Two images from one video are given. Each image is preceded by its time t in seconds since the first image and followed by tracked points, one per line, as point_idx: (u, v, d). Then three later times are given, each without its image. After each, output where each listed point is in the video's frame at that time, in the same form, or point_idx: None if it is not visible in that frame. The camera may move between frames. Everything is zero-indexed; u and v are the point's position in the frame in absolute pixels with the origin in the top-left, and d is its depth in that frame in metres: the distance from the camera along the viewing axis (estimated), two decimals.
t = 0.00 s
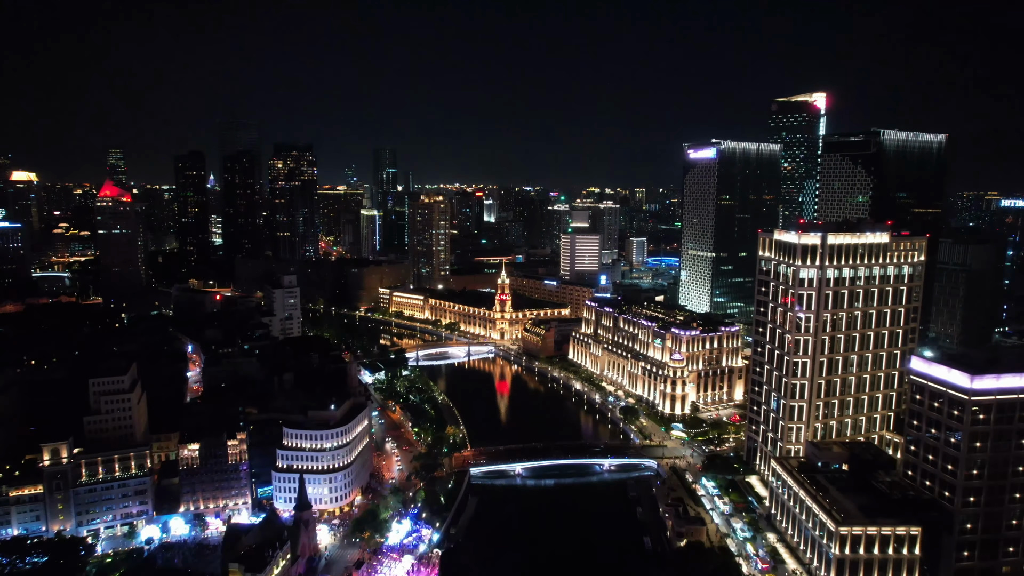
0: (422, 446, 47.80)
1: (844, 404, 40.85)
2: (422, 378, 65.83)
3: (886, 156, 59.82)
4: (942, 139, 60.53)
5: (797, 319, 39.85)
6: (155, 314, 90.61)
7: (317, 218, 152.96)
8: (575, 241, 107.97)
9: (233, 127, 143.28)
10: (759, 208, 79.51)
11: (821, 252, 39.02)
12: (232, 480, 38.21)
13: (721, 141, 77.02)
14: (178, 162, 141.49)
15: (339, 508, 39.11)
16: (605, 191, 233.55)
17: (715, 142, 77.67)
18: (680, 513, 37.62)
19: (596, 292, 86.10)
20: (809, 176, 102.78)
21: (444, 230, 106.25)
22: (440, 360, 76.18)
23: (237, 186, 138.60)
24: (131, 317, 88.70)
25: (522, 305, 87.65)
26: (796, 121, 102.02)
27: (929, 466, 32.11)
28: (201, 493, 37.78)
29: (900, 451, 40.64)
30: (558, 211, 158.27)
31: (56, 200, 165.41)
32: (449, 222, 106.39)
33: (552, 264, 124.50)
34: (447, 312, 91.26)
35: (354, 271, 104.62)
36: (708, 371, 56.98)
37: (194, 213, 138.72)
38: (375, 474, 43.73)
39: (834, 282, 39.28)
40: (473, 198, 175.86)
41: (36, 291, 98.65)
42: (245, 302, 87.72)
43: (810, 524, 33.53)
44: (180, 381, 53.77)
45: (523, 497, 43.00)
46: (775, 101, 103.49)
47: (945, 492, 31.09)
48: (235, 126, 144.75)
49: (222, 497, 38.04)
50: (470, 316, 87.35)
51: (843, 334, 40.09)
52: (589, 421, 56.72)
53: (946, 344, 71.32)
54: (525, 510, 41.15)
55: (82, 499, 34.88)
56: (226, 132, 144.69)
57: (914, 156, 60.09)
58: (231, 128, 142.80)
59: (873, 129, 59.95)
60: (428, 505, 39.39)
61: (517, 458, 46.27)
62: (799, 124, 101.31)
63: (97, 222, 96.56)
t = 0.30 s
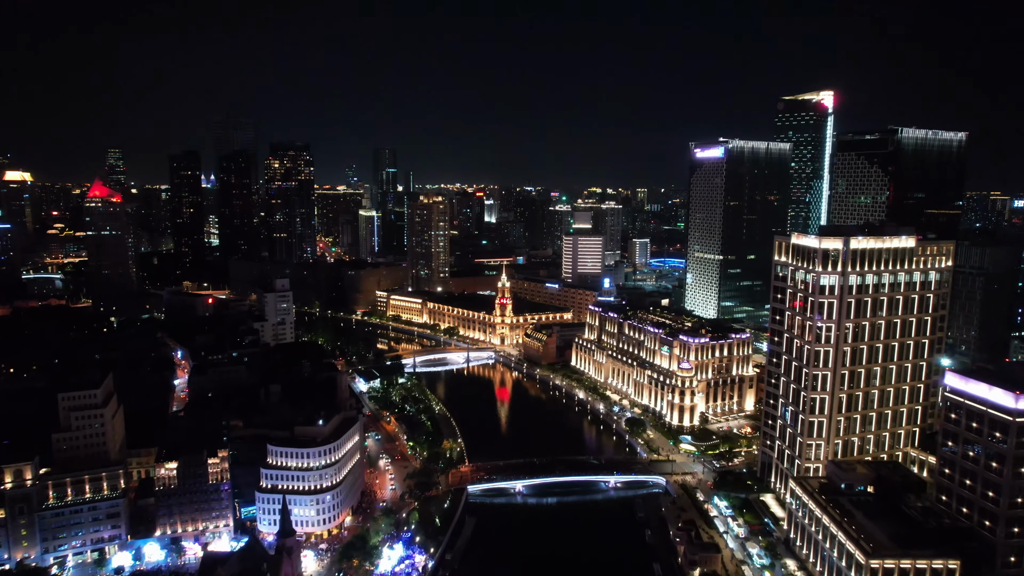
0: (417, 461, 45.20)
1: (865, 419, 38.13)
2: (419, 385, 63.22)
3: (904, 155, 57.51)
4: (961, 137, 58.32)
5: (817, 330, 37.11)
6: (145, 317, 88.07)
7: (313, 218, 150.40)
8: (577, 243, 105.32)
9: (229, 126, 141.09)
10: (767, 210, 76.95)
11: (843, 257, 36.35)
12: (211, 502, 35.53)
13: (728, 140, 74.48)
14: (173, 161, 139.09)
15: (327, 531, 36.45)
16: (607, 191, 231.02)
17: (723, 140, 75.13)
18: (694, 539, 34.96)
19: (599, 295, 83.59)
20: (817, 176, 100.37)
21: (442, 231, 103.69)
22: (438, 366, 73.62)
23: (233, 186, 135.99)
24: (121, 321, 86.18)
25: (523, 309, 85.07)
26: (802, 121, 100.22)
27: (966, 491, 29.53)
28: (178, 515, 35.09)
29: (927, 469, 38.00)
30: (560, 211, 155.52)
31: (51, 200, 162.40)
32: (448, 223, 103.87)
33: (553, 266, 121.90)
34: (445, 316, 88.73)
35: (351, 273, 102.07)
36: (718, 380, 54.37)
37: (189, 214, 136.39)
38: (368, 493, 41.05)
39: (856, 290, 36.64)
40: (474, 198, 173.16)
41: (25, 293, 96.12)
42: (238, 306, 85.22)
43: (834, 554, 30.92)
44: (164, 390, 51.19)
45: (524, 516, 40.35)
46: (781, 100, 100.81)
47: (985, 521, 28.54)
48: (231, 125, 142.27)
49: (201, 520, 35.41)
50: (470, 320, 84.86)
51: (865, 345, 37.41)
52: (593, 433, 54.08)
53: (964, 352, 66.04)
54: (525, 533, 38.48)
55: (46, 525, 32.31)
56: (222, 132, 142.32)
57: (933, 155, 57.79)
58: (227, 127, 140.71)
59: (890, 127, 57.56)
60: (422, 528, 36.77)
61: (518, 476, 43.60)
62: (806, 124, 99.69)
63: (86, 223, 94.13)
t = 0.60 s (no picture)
0: (411, 479, 42.44)
1: (893, 438, 35.28)
2: (415, 394, 60.45)
3: (926, 153, 55.63)
4: (984, 134, 56.82)
5: (841, 342, 34.26)
6: (134, 322, 85.23)
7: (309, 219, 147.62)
8: (579, 245, 102.54)
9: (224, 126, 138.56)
10: (776, 210, 74.18)
11: (870, 264, 33.50)
12: (185, 528, 32.75)
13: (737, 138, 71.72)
14: (167, 161, 136.45)
15: (312, 559, 33.55)
16: (609, 192, 228.22)
17: (731, 139, 72.34)
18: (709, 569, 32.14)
19: (603, 300, 80.82)
20: (826, 177, 97.99)
21: (441, 233, 100.96)
22: (436, 373, 70.84)
23: (227, 187, 133.11)
24: (108, 325, 83.52)
25: (523, 313, 82.31)
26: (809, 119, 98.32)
27: (1015, 524, 26.81)
28: (150, 543, 32.39)
29: (961, 493, 35.10)
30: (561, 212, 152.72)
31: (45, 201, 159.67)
32: (447, 225, 101.06)
33: (555, 268, 119.17)
34: (444, 320, 86.00)
35: (347, 276, 99.37)
36: (729, 391, 51.62)
37: (183, 214, 133.72)
38: (358, 515, 38.28)
39: (884, 299, 33.85)
40: (474, 198, 170.35)
41: (11, 297, 93.41)
42: (229, 309, 82.52)
43: None
44: (144, 402, 48.48)
45: (525, 541, 37.53)
46: (787, 98, 98.70)
47: None
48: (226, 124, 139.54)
49: (175, 548, 32.62)
50: (469, 325, 82.15)
51: (893, 358, 34.62)
52: (598, 446, 51.22)
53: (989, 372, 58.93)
54: (526, 560, 35.64)
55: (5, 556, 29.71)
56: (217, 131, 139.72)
57: (955, 153, 56.28)
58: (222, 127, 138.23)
59: (911, 124, 55.53)
60: (417, 556, 33.97)
61: (518, 495, 40.82)
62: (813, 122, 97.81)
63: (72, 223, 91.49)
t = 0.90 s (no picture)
0: (405, 498, 39.80)
1: (923, 459, 32.62)
2: (411, 403, 57.83)
3: (949, 152, 53.51)
4: (1007, 131, 54.68)
5: (869, 355, 31.61)
6: (123, 326, 82.46)
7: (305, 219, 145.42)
8: (582, 247, 99.87)
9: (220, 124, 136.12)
10: (787, 211, 71.49)
11: (900, 271, 30.85)
12: (156, 558, 31.43)
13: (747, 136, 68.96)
14: (160, 160, 134.12)
15: None
16: (611, 192, 225.58)
17: (741, 137, 69.57)
18: None
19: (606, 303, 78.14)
20: (834, 177, 95.63)
21: (440, 234, 98.41)
22: (433, 380, 68.17)
23: (222, 186, 130.46)
24: (96, 329, 81.03)
25: (524, 317, 79.70)
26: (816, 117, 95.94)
27: None
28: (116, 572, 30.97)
29: (997, 518, 32.45)
30: (562, 212, 150.08)
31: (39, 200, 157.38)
32: (446, 225, 98.44)
33: (556, 270, 116.63)
34: (442, 325, 83.40)
35: (343, 278, 96.76)
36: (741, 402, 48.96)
37: (177, 214, 131.40)
38: (347, 539, 35.65)
39: (915, 308, 31.21)
40: (474, 198, 167.72)
41: None
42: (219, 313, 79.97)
43: None
44: (124, 414, 45.88)
45: (526, 568, 34.80)
46: (794, 95, 96.24)
47: None
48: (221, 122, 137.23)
49: None
50: (468, 330, 79.57)
51: (925, 372, 31.95)
52: (603, 459, 48.53)
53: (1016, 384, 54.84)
54: None
55: None
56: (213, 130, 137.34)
57: (979, 151, 54.21)
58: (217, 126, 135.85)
59: (932, 121, 53.35)
60: None
61: (519, 516, 38.16)
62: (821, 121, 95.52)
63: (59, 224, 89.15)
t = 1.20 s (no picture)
0: (396, 521, 37.07)
1: (960, 483, 29.85)
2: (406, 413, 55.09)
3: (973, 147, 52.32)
4: None
5: (902, 371, 28.88)
6: (110, 331, 79.67)
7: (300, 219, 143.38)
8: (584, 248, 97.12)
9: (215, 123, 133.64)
10: (797, 211, 68.83)
11: (937, 278, 28.18)
12: None
13: (758, 134, 66.09)
14: (154, 159, 131.60)
15: None
16: (612, 192, 222.92)
17: (750, 135, 66.70)
18: None
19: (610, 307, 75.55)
20: (842, 177, 93.30)
21: (439, 234, 95.89)
22: (430, 388, 65.44)
23: (217, 186, 127.60)
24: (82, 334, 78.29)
25: (525, 322, 77.06)
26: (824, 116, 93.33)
27: None
28: None
29: None
30: (564, 213, 147.48)
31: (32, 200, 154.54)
32: (444, 227, 96.05)
33: (557, 272, 114.04)
34: (440, 329, 80.76)
35: (338, 281, 94.08)
36: (754, 414, 46.29)
37: (171, 215, 128.84)
38: (333, 567, 32.89)
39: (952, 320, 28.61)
40: (474, 198, 165.17)
41: None
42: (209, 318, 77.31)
43: None
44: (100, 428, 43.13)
45: None
46: (801, 93, 93.70)
47: None
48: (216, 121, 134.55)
49: None
50: (466, 335, 76.93)
51: (962, 389, 29.25)
52: (608, 473, 45.76)
53: None
54: None
55: None
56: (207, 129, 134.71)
57: (1004, 149, 52.85)
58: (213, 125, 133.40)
59: (956, 117, 52.06)
60: None
61: (520, 540, 35.45)
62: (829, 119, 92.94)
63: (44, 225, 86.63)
